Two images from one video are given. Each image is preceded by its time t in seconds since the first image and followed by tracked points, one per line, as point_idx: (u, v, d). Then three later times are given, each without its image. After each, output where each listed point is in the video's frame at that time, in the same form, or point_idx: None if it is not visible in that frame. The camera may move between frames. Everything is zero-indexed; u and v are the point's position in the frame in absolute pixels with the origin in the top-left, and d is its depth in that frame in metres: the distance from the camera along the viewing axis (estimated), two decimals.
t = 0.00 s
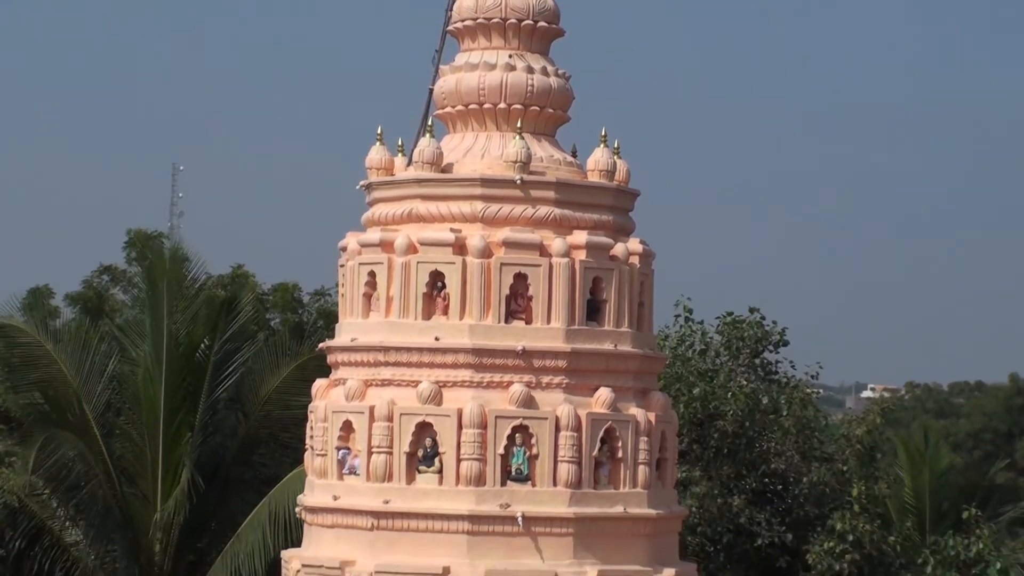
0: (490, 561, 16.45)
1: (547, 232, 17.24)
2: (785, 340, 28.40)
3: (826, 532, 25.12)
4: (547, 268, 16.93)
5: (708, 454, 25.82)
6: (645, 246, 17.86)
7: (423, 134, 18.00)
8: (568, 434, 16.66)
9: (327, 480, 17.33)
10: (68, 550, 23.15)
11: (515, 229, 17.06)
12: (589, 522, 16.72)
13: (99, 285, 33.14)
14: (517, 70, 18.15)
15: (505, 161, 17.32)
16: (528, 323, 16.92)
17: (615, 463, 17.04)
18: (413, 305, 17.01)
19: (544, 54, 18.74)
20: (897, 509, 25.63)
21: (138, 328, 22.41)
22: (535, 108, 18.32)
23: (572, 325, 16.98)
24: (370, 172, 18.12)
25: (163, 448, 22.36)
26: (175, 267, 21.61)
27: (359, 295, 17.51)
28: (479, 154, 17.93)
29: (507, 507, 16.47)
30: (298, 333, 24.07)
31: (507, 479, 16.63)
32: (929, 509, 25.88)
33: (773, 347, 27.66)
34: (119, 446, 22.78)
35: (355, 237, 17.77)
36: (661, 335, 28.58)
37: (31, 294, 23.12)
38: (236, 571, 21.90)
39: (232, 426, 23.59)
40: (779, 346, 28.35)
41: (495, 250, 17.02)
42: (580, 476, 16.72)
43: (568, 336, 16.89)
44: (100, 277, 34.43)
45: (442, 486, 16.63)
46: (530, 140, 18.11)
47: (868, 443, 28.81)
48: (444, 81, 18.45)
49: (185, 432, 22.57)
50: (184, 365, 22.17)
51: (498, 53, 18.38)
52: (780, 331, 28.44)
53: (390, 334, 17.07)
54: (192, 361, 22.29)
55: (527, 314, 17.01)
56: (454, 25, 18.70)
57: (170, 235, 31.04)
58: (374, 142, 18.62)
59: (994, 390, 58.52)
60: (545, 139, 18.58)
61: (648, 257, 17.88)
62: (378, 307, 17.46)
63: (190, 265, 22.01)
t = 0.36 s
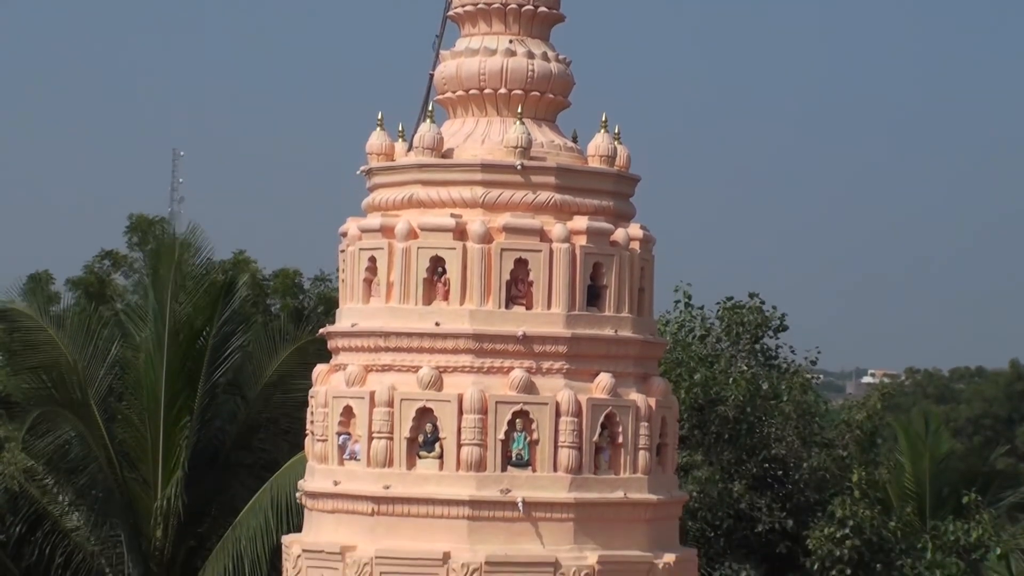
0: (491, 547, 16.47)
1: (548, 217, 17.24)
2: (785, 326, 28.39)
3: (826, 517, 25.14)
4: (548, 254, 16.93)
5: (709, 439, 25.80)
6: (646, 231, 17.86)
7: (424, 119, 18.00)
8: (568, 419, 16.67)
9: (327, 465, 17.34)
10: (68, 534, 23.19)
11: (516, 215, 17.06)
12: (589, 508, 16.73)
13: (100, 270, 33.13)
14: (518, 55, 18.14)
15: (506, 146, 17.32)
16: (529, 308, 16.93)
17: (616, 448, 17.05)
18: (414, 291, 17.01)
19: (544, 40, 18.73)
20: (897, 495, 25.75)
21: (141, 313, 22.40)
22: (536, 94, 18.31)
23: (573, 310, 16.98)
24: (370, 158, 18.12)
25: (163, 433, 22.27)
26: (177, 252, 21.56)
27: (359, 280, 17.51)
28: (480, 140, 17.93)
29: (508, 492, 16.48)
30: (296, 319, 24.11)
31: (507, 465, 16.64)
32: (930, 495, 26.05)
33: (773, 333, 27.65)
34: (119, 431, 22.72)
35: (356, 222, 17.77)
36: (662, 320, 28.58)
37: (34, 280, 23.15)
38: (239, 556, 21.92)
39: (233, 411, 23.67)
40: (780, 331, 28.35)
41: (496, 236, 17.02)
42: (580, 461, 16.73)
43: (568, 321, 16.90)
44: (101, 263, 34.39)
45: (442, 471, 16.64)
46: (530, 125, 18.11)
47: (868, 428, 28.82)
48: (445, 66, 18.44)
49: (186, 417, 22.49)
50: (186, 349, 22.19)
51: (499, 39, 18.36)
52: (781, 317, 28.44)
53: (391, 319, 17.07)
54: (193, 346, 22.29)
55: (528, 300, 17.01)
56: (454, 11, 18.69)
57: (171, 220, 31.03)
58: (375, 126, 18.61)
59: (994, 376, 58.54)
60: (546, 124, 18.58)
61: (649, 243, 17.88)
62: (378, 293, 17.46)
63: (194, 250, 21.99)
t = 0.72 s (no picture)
0: (491, 532, 16.49)
1: (548, 203, 17.24)
2: (785, 311, 28.39)
3: (825, 502, 25.12)
4: (548, 239, 16.93)
5: (709, 425, 25.78)
6: (646, 217, 17.86)
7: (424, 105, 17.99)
8: (568, 404, 16.67)
9: (328, 451, 17.34)
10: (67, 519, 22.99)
11: (516, 200, 17.06)
12: (589, 493, 16.73)
13: (101, 255, 33.11)
14: (518, 41, 18.13)
15: (506, 132, 17.31)
16: (529, 294, 16.92)
17: (616, 434, 17.05)
18: (414, 276, 17.01)
19: (544, 25, 18.71)
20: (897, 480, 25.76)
21: (142, 299, 22.41)
22: (536, 80, 18.30)
23: (573, 296, 16.98)
24: (371, 144, 18.11)
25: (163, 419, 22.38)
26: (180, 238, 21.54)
27: (359, 266, 17.51)
28: (480, 125, 17.92)
29: (508, 478, 16.49)
30: (297, 305, 24.14)
31: (507, 450, 16.64)
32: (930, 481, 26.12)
33: (773, 319, 27.66)
34: (121, 417, 22.86)
35: (356, 208, 17.77)
36: (662, 306, 28.59)
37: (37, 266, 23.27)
38: (240, 541, 21.97)
39: (233, 396, 23.70)
40: (780, 317, 28.35)
41: (496, 221, 17.02)
42: (580, 447, 16.73)
43: (569, 307, 16.89)
44: (102, 248, 34.37)
45: (442, 457, 16.65)
46: (531, 111, 18.10)
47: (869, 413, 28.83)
48: (445, 51, 18.43)
49: (186, 403, 22.60)
50: (187, 335, 22.23)
51: (499, 24, 18.35)
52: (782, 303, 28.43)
53: (391, 305, 17.07)
54: (194, 331, 22.31)
55: (528, 285, 17.00)
56: None
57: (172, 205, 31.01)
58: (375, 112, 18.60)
59: (995, 362, 58.51)
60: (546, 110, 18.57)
61: (649, 228, 17.88)
62: (378, 278, 17.45)
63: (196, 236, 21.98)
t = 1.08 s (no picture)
0: (491, 518, 16.51)
1: (547, 189, 17.24)
2: (784, 297, 28.39)
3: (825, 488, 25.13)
4: (548, 225, 16.93)
5: (708, 411, 25.79)
6: (646, 203, 17.85)
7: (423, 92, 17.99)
8: (568, 390, 16.68)
9: (328, 437, 17.35)
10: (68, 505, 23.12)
11: (515, 186, 17.06)
12: (589, 479, 16.74)
13: (101, 241, 33.09)
14: (518, 27, 18.12)
15: (506, 118, 17.31)
16: (529, 280, 16.93)
17: (616, 420, 17.06)
18: (414, 262, 17.01)
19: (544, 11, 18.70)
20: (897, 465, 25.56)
21: (143, 285, 22.45)
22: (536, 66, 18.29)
23: (573, 282, 16.98)
24: (370, 130, 18.11)
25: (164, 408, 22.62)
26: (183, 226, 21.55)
27: (359, 252, 17.50)
28: (479, 111, 17.92)
29: (508, 464, 16.50)
30: (297, 291, 24.15)
31: (507, 436, 16.65)
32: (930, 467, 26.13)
33: (773, 305, 27.65)
34: (124, 403, 23.01)
35: (356, 194, 17.77)
36: (662, 292, 28.60)
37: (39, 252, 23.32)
38: (238, 527, 21.96)
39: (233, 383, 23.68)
40: (780, 303, 28.35)
41: (496, 208, 17.02)
42: (580, 433, 16.73)
43: (569, 293, 16.90)
44: (101, 234, 34.34)
45: (442, 443, 16.66)
46: (531, 97, 18.09)
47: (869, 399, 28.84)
48: (445, 38, 18.42)
49: (187, 391, 22.72)
50: (189, 321, 22.29)
51: (499, 10, 18.33)
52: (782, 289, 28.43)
53: (391, 291, 17.07)
54: (196, 318, 22.36)
55: (528, 272, 17.00)
56: None
57: (172, 191, 30.99)
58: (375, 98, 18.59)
59: (995, 348, 58.48)
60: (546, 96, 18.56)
61: (649, 214, 17.87)
62: (378, 264, 17.45)
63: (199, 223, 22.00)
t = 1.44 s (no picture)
0: (491, 503, 16.52)
1: (548, 175, 17.24)
2: (785, 283, 28.39)
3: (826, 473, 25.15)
4: (548, 211, 16.93)
5: (708, 396, 25.80)
6: (646, 189, 17.85)
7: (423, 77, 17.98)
8: (568, 376, 16.68)
9: (328, 422, 17.35)
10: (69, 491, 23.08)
11: (516, 172, 17.05)
12: (589, 465, 16.75)
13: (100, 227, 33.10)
14: (518, 13, 18.11)
15: (506, 104, 17.30)
16: (529, 266, 16.93)
17: (616, 405, 17.06)
18: (414, 248, 17.01)
19: None
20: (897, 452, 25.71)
21: (144, 270, 22.42)
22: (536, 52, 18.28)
23: (573, 268, 16.98)
24: (370, 116, 18.10)
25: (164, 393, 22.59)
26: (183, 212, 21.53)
27: (359, 238, 17.50)
28: (479, 97, 17.91)
29: (508, 450, 16.51)
30: (296, 276, 24.13)
31: (507, 422, 16.66)
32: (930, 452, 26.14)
33: (774, 291, 27.66)
34: (125, 389, 22.97)
35: (356, 179, 17.76)
36: (661, 278, 28.61)
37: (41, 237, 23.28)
38: (239, 512, 21.98)
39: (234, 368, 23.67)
40: (780, 289, 28.36)
41: (496, 193, 17.02)
42: (580, 419, 16.74)
43: (569, 279, 16.90)
44: (102, 220, 34.34)
45: (442, 429, 16.67)
46: (531, 83, 18.09)
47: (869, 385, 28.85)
48: (445, 23, 18.42)
49: (187, 376, 22.73)
50: (189, 306, 22.28)
51: None
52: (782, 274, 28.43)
53: (391, 277, 17.07)
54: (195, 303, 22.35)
55: (528, 258, 16.99)
56: None
57: (171, 177, 30.97)
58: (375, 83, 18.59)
59: (995, 333, 58.48)
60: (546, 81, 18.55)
61: (650, 200, 17.87)
62: (378, 250, 17.45)
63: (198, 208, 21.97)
